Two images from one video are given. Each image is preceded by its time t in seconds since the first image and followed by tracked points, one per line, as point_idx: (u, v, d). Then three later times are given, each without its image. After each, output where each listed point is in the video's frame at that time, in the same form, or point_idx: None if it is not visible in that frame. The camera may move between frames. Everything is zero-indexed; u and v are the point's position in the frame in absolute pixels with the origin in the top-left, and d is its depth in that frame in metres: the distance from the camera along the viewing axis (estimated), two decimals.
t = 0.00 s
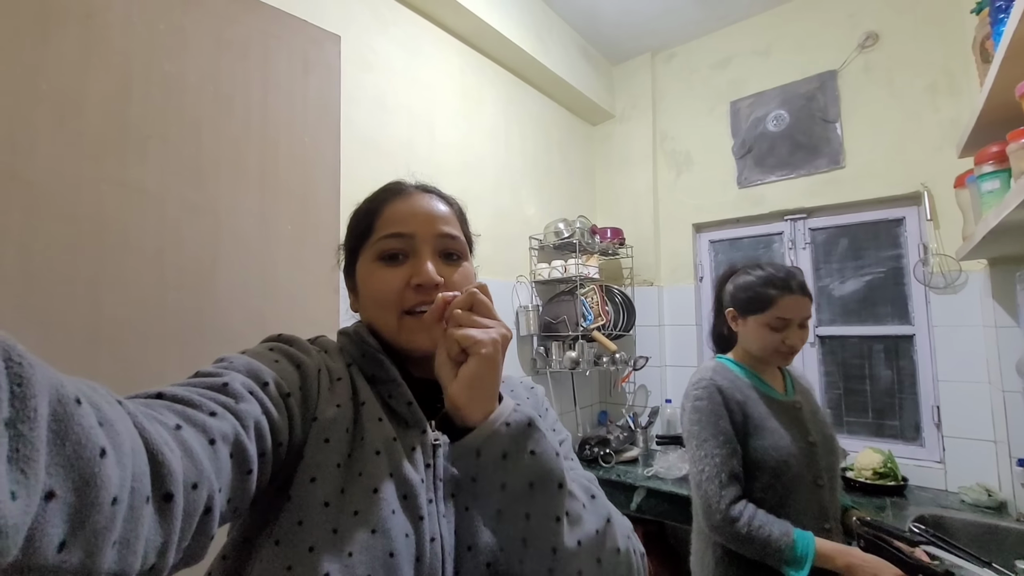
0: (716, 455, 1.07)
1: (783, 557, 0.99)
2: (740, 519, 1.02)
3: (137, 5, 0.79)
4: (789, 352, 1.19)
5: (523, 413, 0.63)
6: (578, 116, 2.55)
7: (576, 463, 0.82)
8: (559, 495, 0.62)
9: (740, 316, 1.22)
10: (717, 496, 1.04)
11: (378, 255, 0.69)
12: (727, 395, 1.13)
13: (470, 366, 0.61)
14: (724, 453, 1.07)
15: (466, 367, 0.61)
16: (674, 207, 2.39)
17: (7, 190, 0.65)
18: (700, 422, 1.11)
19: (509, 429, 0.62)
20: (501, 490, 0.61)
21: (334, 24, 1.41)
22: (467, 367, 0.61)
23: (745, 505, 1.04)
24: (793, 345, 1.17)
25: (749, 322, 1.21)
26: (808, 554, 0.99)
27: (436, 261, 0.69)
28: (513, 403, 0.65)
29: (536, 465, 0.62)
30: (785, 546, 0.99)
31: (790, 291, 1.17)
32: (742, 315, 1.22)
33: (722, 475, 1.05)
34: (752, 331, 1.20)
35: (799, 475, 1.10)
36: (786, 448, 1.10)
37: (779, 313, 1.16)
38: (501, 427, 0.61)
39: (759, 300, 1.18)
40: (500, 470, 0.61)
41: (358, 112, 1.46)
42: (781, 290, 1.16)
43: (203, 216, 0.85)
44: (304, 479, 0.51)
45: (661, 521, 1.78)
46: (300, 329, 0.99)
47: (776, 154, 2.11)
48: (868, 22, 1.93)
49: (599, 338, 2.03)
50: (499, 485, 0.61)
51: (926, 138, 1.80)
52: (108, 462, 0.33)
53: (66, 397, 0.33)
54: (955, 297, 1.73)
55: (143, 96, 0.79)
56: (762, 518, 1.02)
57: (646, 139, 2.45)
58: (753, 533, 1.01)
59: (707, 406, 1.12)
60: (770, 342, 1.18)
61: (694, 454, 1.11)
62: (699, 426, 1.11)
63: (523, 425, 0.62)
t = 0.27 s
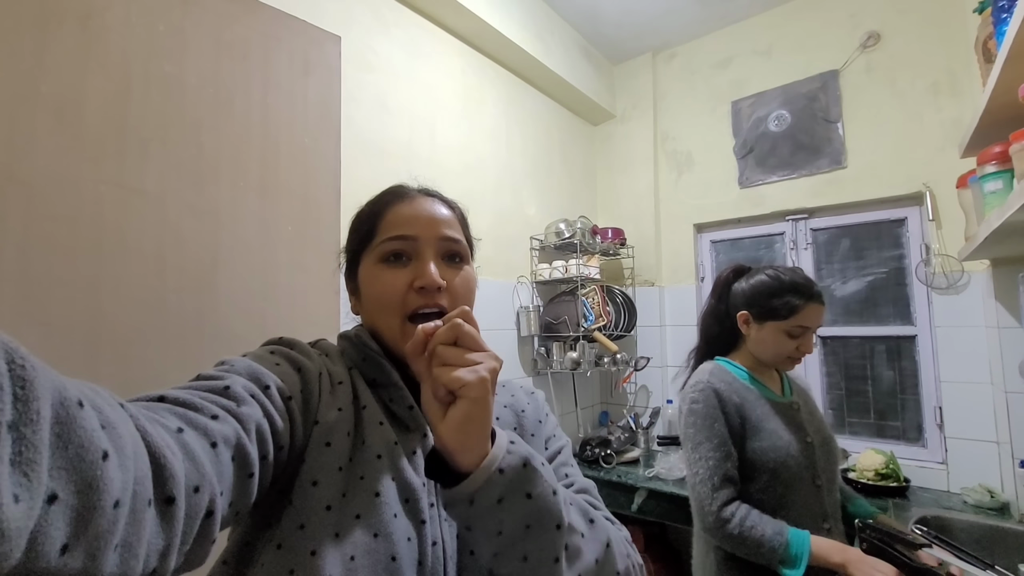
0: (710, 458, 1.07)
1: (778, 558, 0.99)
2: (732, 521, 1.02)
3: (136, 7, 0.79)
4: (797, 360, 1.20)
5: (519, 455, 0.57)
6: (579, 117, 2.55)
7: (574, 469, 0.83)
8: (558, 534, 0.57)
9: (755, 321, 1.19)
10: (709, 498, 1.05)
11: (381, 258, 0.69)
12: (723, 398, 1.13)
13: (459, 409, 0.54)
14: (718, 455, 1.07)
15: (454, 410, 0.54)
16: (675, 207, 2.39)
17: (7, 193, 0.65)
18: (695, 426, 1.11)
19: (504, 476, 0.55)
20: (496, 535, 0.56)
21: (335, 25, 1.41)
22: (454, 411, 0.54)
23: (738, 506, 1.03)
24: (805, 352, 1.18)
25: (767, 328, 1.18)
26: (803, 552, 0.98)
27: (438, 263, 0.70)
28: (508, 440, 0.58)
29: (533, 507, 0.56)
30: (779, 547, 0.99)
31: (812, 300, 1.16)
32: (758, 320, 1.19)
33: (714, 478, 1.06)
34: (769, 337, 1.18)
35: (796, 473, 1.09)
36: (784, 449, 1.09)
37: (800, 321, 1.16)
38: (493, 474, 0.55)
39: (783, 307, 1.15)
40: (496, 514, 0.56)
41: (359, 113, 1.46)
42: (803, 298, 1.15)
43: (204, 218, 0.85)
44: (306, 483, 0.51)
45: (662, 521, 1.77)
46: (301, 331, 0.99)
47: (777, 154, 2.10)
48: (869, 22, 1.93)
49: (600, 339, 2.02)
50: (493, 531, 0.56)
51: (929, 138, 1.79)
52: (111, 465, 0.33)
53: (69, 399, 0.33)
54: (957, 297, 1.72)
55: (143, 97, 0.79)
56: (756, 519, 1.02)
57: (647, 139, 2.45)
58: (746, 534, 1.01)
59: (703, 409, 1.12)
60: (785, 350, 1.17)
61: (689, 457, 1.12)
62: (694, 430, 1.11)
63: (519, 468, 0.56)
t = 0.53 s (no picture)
0: (709, 455, 1.07)
1: (773, 557, 0.99)
2: (730, 519, 1.02)
3: (134, 6, 0.79)
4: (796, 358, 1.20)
5: (516, 450, 0.58)
6: (579, 115, 2.55)
7: (578, 472, 0.84)
8: (554, 528, 0.59)
9: (755, 320, 1.19)
10: (707, 496, 1.05)
11: (380, 253, 0.69)
12: (726, 396, 1.13)
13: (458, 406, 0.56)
14: (717, 453, 1.07)
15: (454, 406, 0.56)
16: (676, 206, 2.38)
17: (7, 195, 0.65)
18: (696, 423, 1.11)
19: (500, 469, 0.57)
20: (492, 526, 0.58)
21: (334, 25, 1.41)
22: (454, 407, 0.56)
23: (736, 505, 1.03)
24: (804, 351, 1.18)
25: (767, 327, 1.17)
26: (799, 556, 0.98)
27: (438, 256, 0.70)
28: (505, 436, 0.60)
29: (529, 501, 0.58)
30: (775, 546, 0.98)
31: (812, 299, 1.15)
32: (757, 318, 1.19)
33: (713, 476, 1.06)
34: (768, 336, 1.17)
35: (799, 472, 1.09)
36: (786, 447, 1.09)
37: (800, 320, 1.15)
38: (491, 466, 0.56)
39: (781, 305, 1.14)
40: (492, 506, 0.57)
41: (359, 112, 1.46)
42: (803, 298, 1.14)
43: (205, 219, 0.85)
44: (308, 484, 0.51)
45: (663, 520, 1.77)
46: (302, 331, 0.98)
47: (778, 153, 2.10)
48: (870, 19, 1.92)
49: (600, 338, 2.02)
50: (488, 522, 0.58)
51: (930, 135, 1.79)
52: (116, 463, 0.33)
53: (76, 398, 0.32)
54: (959, 296, 1.72)
55: (143, 97, 0.79)
56: (753, 518, 1.01)
57: (648, 138, 2.44)
58: (742, 532, 1.01)
59: (704, 407, 1.12)
60: (783, 348, 1.17)
61: (689, 455, 1.12)
62: (695, 427, 1.11)
63: (515, 462, 0.58)
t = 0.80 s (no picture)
0: (709, 453, 1.07)
1: (768, 556, 0.99)
2: (727, 516, 1.02)
3: (134, 4, 0.79)
4: (784, 337, 1.19)
5: (519, 473, 0.54)
6: (579, 114, 2.55)
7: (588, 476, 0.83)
8: (561, 546, 0.56)
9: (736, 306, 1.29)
10: (705, 493, 1.05)
11: (389, 256, 0.74)
12: (728, 394, 1.12)
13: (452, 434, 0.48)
14: (717, 451, 1.07)
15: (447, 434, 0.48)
16: (675, 204, 2.38)
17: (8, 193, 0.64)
18: (697, 420, 1.11)
19: (504, 495, 0.52)
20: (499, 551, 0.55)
21: (333, 23, 1.41)
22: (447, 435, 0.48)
23: (733, 503, 1.03)
24: (783, 322, 1.19)
25: (745, 308, 1.25)
26: (795, 554, 0.98)
27: (443, 262, 0.74)
28: (506, 458, 0.54)
29: (534, 522, 0.55)
30: (771, 545, 0.98)
31: (777, 274, 1.24)
32: (737, 304, 1.29)
33: (712, 473, 1.06)
34: (746, 316, 1.24)
35: (801, 471, 1.08)
36: (788, 446, 1.09)
37: (766, 294, 1.22)
38: (494, 494, 0.51)
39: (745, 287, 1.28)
40: (498, 532, 0.53)
41: (358, 112, 1.46)
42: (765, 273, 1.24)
43: (207, 218, 0.85)
44: (318, 477, 0.53)
45: (665, 519, 1.77)
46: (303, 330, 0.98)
47: (777, 150, 2.10)
48: (869, 16, 1.92)
49: (601, 337, 2.02)
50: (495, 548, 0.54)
51: (930, 132, 1.79)
52: (132, 455, 0.33)
53: (93, 390, 0.32)
54: (959, 292, 1.72)
55: (143, 95, 0.79)
56: (750, 516, 1.01)
57: (647, 136, 2.44)
58: (739, 530, 1.01)
59: (705, 404, 1.11)
60: (761, 326, 1.21)
61: (689, 452, 1.12)
62: (696, 424, 1.11)
63: (519, 487, 0.53)
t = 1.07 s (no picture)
0: (705, 450, 1.07)
1: (767, 553, 0.98)
2: (725, 513, 1.02)
3: (126, 5, 0.79)
4: (771, 336, 1.19)
5: (514, 468, 0.54)
6: (576, 114, 2.54)
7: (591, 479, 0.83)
8: (558, 539, 0.55)
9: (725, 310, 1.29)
10: (703, 490, 1.05)
11: (392, 258, 0.74)
12: (724, 392, 1.12)
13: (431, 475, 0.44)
14: (714, 448, 1.06)
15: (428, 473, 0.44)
16: (673, 203, 2.38)
17: None
18: (694, 418, 1.10)
19: (500, 492, 0.52)
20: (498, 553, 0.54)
21: (328, 24, 1.40)
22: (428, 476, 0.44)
23: (731, 500, 1.03)
24: (765, 320, 1.19)
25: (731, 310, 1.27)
26: (794, 552, 0.98)
27: (445, 265, 0.74)
28: (501, 455, 0.55)
29: (531, 517, 0.54)
30: (769, 543, 0.98)
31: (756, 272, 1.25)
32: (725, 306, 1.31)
33: (709, 470, 1.05)
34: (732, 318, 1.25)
35: (798, 468, 1.08)
36: (785, 443, 1.09)
37: (747, 296, 1.22)
38: (491, 491, 0.51)
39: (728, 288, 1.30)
40: (496, 531, 0.53)
41: (355, 112, 1.45)
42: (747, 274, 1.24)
43: (201, 217, 0.84)
44: (321, 477, 0.54)
45: (664, 518, 1.77)
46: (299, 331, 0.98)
47: (775, 148, 2.10)
48: (866, 14, 1.92)
49: (599, 336, 2.02)
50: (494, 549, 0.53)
51: (927, 129, 1.79)
52: (136, 454, 0.33)
53: (98, 389, 0.32)
54: (957, 289, 1.72)
55: (137, 95, 0.78)
56: (748, 513, 1.01)
57: (644, 135, 2.44)
58: (737, 527, 1.01)
59: (702, 402, 1.11)
60: (747, 327, 1.21)
61: (686, 449, 1.11)
62: (692, 422, 1.11)
63: (515, 482, 0.53)
